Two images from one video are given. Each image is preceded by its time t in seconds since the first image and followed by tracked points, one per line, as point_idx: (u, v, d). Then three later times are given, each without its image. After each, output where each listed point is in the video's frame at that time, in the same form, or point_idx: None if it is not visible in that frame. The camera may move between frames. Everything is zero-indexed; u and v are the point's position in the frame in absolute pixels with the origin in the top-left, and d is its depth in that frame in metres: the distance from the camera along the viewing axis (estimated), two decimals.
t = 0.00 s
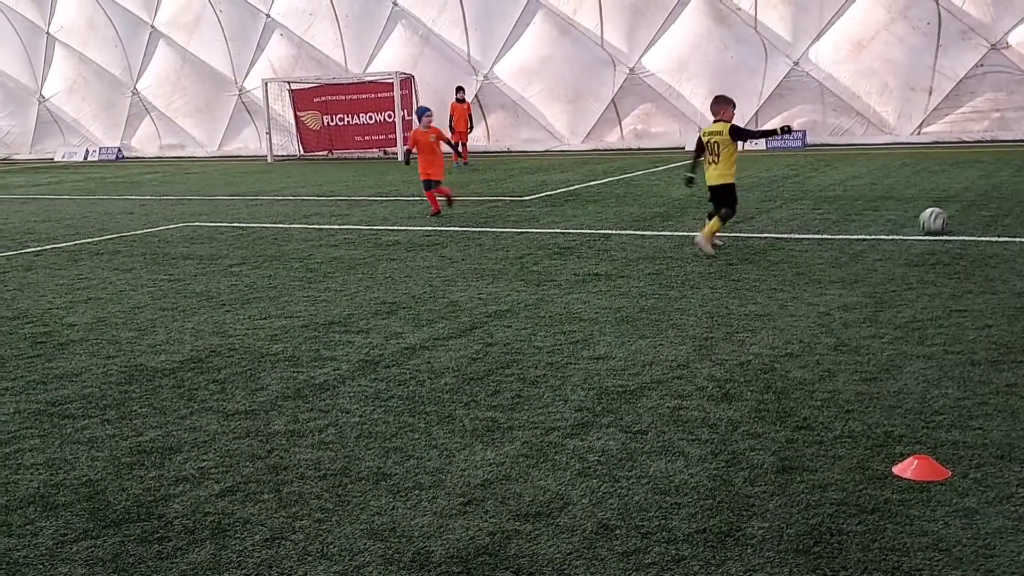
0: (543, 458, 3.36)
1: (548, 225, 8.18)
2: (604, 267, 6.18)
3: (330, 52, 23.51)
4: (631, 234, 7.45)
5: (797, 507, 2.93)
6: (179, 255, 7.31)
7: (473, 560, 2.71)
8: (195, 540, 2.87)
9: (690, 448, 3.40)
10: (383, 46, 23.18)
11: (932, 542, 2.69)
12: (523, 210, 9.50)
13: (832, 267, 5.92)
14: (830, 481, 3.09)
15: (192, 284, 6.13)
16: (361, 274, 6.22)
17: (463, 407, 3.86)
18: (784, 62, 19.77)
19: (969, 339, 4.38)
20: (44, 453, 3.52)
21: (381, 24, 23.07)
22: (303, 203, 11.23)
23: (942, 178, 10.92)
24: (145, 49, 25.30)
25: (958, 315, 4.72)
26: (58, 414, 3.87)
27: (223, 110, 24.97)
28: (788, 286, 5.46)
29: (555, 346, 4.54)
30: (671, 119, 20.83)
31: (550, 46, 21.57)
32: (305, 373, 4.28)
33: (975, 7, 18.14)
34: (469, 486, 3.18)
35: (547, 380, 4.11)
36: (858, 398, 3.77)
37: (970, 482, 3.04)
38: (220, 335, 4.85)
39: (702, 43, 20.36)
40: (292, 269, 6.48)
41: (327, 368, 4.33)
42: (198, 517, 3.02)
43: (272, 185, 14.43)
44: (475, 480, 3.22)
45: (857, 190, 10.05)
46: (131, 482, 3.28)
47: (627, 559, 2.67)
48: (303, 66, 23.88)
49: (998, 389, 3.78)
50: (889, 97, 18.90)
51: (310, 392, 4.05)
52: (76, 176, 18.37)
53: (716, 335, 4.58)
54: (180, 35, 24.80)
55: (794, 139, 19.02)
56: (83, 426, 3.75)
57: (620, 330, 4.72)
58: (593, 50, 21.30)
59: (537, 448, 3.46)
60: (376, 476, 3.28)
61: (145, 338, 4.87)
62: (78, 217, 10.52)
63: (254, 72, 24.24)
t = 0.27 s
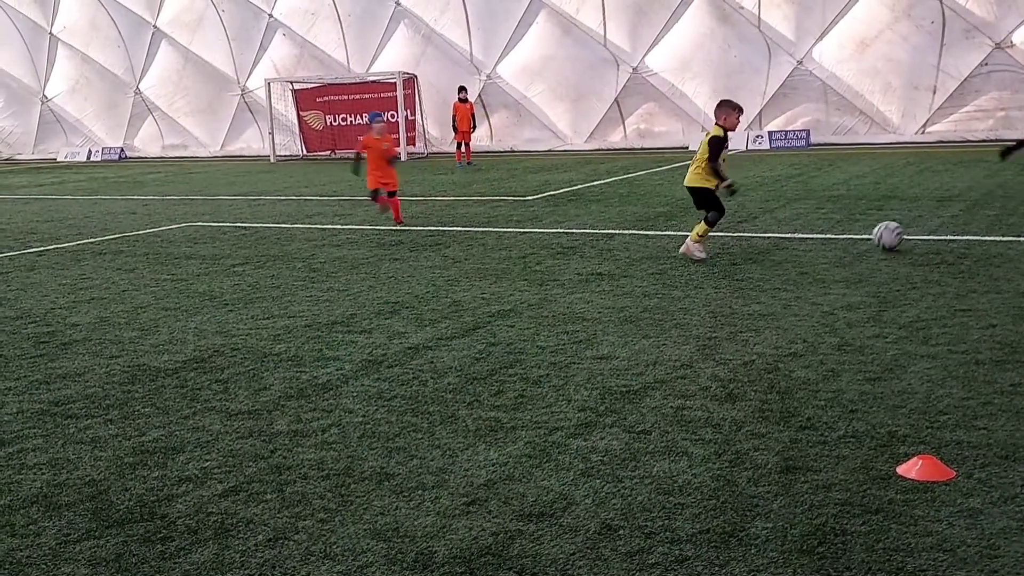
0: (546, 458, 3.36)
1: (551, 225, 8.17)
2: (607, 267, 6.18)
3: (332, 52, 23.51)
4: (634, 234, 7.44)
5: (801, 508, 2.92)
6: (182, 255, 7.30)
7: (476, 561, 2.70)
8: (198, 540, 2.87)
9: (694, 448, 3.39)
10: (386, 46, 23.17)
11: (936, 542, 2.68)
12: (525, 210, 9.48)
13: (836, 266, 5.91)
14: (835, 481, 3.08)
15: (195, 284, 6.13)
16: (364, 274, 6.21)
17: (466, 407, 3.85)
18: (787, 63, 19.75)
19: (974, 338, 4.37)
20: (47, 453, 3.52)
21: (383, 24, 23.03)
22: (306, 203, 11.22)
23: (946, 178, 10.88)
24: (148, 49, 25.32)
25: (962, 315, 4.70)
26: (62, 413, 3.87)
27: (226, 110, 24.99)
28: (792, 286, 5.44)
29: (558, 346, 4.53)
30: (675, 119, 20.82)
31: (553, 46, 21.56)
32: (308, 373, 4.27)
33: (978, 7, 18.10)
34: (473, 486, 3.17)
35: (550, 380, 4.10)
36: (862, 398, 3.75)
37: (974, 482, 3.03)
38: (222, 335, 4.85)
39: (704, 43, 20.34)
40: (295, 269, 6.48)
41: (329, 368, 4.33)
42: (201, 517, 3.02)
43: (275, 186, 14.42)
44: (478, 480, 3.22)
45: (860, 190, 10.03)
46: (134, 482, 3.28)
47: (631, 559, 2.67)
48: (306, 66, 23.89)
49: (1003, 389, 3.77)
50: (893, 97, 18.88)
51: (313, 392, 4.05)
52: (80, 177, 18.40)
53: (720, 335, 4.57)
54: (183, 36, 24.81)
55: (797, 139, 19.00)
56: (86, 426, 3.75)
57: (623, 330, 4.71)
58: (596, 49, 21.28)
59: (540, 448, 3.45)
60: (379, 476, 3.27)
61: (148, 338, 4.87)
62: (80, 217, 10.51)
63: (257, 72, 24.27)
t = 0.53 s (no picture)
0: (550, 458, 3.36)
1: (553, 225, 8.17)
2: (610, 267, 6.17)
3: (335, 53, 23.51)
4: (637, 234, 7.44)
5: (805, 508, 2.92)
6: (184, 256, 7.29)
7: (480, 561, 2.70)
8: (201, 541, 2.87)
9: (697, 449, 3.39)
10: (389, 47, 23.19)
11: (940, 542, 2.67)
12: (529, 210, 9.48)
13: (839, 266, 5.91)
14: (838, 482, 3.08)
15: (199, 284, 6.13)
16: (367, 275, 6.21)
17: (470, 407, 3.85)
18: (790, 62, 19.75)
19: (977, 338, 4.36)
20: (51, 453, 3.53)
21: (386, 25, 23.02)
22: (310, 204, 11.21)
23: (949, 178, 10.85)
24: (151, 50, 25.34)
25: (966, 315, 4.70)
26: (66, 414, 3.88)
27: (230, 111, 25.03)
28: (795, 286, 5.44)
29: (562, 346, 4.53)
30: (677, 119, 20.83)
31: (555, 46, 21.56)
32: (311, 373, 4.27)
33: (982, 7, 18.12)
34: (476, 486, 3.18)
35: (553, 380, 4.10)
36: (866, 398, 3.75)
37: (978, 482, 3.03)
38: (226, 336, 4.85)
39: (707, 43, 20.33)
40: (297, 270, 6.48)
41: (333, 369, 4.33)
42: (205, 517, 3.02)
43: (277, 186, 14.41)
44: (482, 480, 3.22)
45: (864, 190, 10.02)
46: (138, 483, 3.29)
47: (635, 560, 2.66)
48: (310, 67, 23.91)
49: (1007, 390, 3.77)
50: (897, 97, 18.85)
51: (316, 393, 4.05)
52: (83, 178, 18.42)
53: (723, 335, 4.57)
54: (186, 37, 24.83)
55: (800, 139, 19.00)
56: (90, 427, 3.75)
57: (627, 330, 4.71)
58: (599, 50, 21.28)
59: (543, 448, 3.45)
60: (383, 476, 3.27)
61: (151, 338, 4.87)
62: (82, 219, 10.51)
63: (261, 74, 24.31)
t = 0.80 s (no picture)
0: (553, 459, 3.37)
1: (557, 226, 8.17)
2: (614, 268, 6.17)
3: (339, 54, 23.52)
4: (640, 235, 7.45)
5: (808, 509, 2.92)
6: (187, 258, 7.29)
7: (483, 562, 2.70)
8: (204, 542, 2.87)
9: (700, 450, 3.39)
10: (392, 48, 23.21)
11: (943, 543, 2.68)
12: (532, 211, 9.48)
13: (842, 267, 5.91)
14: (841, 483, 3.08)
15: (203, 285, 6.15)
16: (370, 276, 6.21)
17: (473, 408, 3.86)
18: (793, 62, 19.74)
19: (981, 340, 4.36)
20: (55, 454, 3.53)
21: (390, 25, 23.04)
22: (313, 205, 11.22)
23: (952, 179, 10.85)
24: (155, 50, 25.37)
25: (969, 316, 4.70)
26: (69, 415, 3.89)
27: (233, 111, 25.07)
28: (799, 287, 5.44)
29: (565, 347, 4.53)
30: (680, 120, 20.83)
31: (558, 46, 21.56)
32: (315, 374, 4.28)
33: (985, 7, 18.13)
34: (480, 487, 3.18)
35: (557, 381, 4.10)
36: (869, 399, 3.75)
37: (981, 483, 3.03)
38: (229, 337, 4.86)
39: (710, 43, 20.33)
40: (301, 271, 6.48)
41: (336, 370, 4.33)
42: (208, 518, 3.03)
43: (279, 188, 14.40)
44: (485, 481, 3.22)
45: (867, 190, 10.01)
46: (141, 484, 3.29)
47: (638, 561, 2.67)
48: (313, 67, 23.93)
49: (1010, 391, 3.76)
50: (900, 97, 18.75)
51: (320, 394, 4.06)
52: (86, 178, 18.45)
53: (727, 336, 4.57)
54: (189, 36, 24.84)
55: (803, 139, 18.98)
56: (94, 428, 3.76)
57: (630, 331, 4.72)
58: (602, 50, 21.29)
59: (547, 449, 3.46)
60: (386, 477, 3.28)
61: (155, 339, 4.87)
62: (85, 220, 10.50)
63: (264, 74, 24.35)
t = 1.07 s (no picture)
0: (555, 459, 3.36)
1: (558, 226, 8.16)
2: (615, 268, 6.17)
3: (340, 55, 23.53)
4: (641, 235, 7.44)
5: (810, 508, 2.91)
6: (188, 257, 7.27)
7: (484, 562, 2.70)
8: (206, 542, 2.87)
9: (702, 449, 3.39)
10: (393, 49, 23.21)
11: (945, 543, 2.67)
12: (533, 210, 9.48)
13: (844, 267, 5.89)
14: (843, 482, 3.07)
15: (204, 285, 6.15)
16: (371, 276, 6.20)
17: (474, 408, 3.85)
18: (794, 63, 19.74)
19: (983, 339, 4.35)
20: (56, 454, 3.53)
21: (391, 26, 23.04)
22: (314, 205, 11.21)
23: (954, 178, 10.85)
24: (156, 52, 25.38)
25: (972, 315, 4.70)
26: (70, 415, 3.88)
27: (234, 112, 25.08)
28: (800, 287, 5.43)
29: (567, 347, 4.53)
30: (681, 120, 20.82)
31: (559, 48, 21.56)
32: (316, 374, 4.27)
33: (986, 7, 18.09)
34: (481, 487, 3.17)
35: (558, 381, 4.10)
36: (871, 399, 3.74)
37: (984, 483, 3.02)
38: (230, 337, 4.85)
39: (711, 44, 20.32)
40: (302, 271, 6.48)
41: (337, 369, 4.33)
42: (210, 518, 3.02)
43: (280, 187, 14.37)
44: (486, 481, 3.21)
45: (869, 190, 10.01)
46: (143, 484, 3.29)
47: (639, 561, 2.66)
48: (314, 68, 23.94)
49: (1013, 390, 3.76)
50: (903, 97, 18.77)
51: (321, 393, 4.05)
52: (88, 179, 18.47)
53: (728, 336, 4.57)
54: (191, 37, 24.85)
55: (804, 140, 18.98)
56: (95, 428, 3.76)
57: (631, 331, 4.71)
58: (603, 51, 21.28)
59: (548, 449, 3.45)
60: (387, 477, 3.27)
61: (156, 339, 4.87)
62: (86, 220, 10.49)
63: (265, 75, 24.35)
